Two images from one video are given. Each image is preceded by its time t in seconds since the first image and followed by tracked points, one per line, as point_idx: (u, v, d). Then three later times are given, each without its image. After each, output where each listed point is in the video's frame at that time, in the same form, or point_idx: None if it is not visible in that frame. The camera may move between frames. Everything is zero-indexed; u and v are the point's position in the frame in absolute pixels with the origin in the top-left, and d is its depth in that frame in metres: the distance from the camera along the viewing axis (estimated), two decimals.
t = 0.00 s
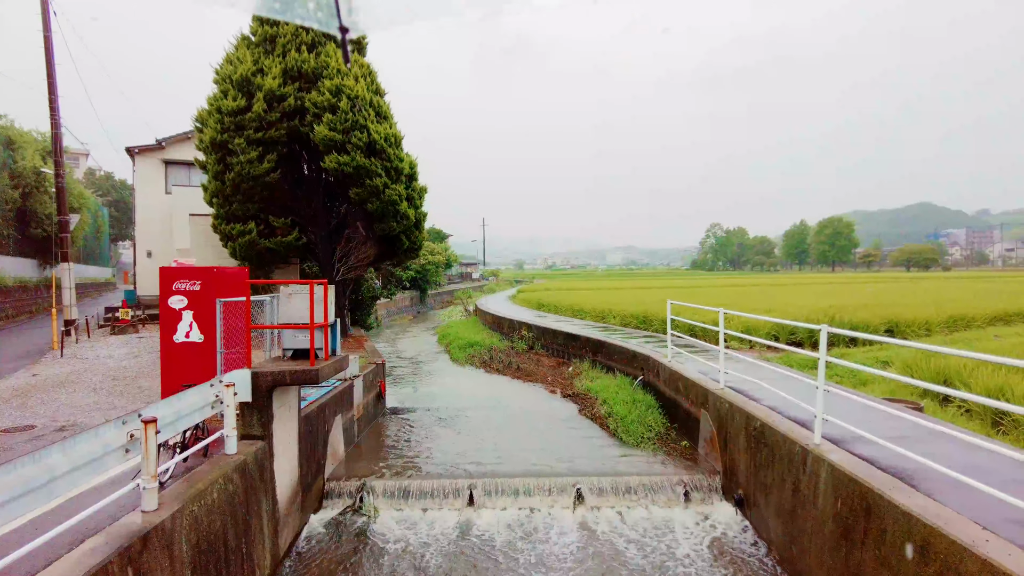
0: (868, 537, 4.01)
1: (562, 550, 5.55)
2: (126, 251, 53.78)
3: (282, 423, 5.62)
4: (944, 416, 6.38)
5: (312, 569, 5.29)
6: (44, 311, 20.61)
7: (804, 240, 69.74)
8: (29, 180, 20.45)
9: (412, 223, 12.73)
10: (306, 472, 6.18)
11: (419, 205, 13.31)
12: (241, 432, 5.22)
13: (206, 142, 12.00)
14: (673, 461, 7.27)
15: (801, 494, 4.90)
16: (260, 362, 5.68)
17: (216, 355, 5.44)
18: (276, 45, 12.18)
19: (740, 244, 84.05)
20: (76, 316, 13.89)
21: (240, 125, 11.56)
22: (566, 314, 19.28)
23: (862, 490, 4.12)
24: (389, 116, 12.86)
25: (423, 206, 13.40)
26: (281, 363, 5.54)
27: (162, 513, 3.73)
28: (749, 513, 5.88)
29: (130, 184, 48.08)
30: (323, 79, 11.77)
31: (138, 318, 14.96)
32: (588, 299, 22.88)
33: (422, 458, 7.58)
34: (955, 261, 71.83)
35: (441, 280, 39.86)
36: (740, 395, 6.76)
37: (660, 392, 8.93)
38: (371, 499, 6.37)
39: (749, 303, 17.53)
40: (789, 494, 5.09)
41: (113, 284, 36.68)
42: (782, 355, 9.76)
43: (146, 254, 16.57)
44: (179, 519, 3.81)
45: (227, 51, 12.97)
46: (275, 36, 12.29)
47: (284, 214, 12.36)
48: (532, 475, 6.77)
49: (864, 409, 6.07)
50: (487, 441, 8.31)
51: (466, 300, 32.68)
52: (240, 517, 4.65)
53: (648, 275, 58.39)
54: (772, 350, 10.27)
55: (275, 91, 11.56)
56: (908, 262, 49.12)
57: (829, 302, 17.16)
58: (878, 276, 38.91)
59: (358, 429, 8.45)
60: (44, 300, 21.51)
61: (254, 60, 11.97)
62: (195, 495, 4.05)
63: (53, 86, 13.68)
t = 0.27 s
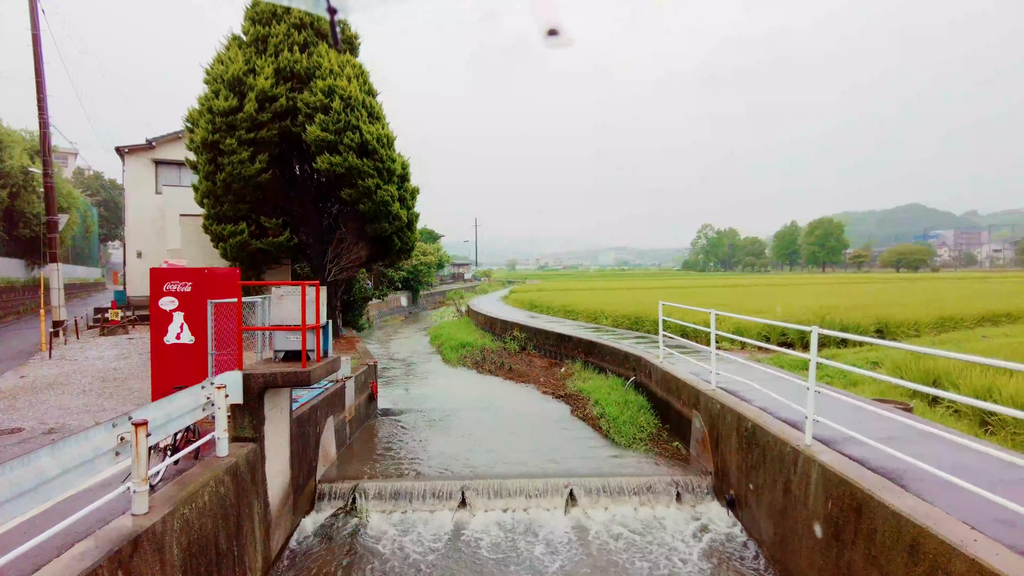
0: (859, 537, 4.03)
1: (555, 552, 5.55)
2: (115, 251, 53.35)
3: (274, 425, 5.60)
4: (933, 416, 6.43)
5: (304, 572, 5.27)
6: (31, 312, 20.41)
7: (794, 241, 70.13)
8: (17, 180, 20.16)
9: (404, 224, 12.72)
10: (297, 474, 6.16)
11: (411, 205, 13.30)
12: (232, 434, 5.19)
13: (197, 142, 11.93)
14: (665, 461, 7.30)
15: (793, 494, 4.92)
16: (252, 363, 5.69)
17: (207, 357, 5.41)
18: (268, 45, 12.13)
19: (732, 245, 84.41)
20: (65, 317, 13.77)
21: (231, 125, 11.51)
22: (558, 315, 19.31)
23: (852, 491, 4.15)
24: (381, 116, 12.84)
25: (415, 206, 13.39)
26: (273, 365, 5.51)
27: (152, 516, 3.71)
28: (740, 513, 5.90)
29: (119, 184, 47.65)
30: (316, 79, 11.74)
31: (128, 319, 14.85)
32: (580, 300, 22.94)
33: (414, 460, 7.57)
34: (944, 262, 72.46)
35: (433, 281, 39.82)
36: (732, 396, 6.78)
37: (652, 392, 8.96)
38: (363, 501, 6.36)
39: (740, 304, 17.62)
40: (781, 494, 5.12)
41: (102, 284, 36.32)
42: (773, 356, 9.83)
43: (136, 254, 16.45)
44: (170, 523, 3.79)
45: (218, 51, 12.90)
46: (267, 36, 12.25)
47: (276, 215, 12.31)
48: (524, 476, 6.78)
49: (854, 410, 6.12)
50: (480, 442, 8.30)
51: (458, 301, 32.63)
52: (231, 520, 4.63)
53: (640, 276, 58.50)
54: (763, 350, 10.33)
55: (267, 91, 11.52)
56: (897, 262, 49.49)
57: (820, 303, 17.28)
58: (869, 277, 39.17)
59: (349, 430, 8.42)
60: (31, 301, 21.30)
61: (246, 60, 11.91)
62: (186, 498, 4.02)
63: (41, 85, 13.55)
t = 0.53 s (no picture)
0: (853, 536, 4.06)
1: (550, 551, 5.56)
2: (106, 251, 53.00)
3: (268, 426, 5.58)
4: (926, 415, 6.48)
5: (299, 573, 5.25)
6: (22, 312, 20.27)
7: (787, 241, 70.43)
8: (8, 179, 19.92)
9: (398, 224, 12.70)
10: (292, 475, 6.14)
11: (405, 205, 13.28)
12: (226, 435, 5.17)
13: (190, 141, 11.88)
14: (659, 461, 7.32)
15: (787, 493, 4.94)
16: (245, 363, 5.67)
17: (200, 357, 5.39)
18: (262, 44, 12.09)
19: (724, 245, 84.71)
20: (56, 317, 13.69)
21: (225, 124, 11.46)
22: (552, 315, 19.33)
23: (846, 490, 4.17)
24: (375, 116, 12.82)
25: (409, 206, 13.37)
26: (267, 365, 5.49)
27: (146, 517, 3.69)
28: (734, 513, 5.93)
29: (110, 183, 47.31)
30: (310, 78, 11.70)
31: (120, 319, 14.77)
32: (574, 300, 22.96)
33: (409, 460, 7.56)
34: (935, 263, 72.94)
35: (426, 281, 39.77)
36: (726, 395, 6.80)
37: (646, 392, 8.98)
38: (358, 502, 6.35)
39: (734, 304, 17.68)
40: (775, 493, 5.14)
41: (93, 284, 36.05)
42: (766, 356, 9.87)
43: (127, 254, 16.38)
44: (164, 524, 3.77)
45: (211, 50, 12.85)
46: (261, 35, 12.20)
47: (269, 215, 12.26)
48: (519, 476, 6.79)
49: (847, 409, 6.16)
50: (474, 442, 8.30)
51: (451, 301, 32.59)
52: (226, 521, 4.61)
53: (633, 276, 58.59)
54: (756, 350, 10.38)
55: (261, 90, 11.47)
56: (889, 263, 49.78)
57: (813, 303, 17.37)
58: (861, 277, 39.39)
59: (344, 431, 8.40)
60: (21, 301, 21.15)
61: (239, 59, 11.86)
62: (181, 499, 4.01)
63: (32, 83, 13.45)
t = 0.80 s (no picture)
0: (856, 535, 4.06)
1: (552, 552, 5.55)
2: (103, 250, 52.87)
3: (269, 426, 5.56)
4: (927, 415, 6.49)
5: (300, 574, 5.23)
6: (19, 312, 20.22)
7: (784, 241, 70.60)
8: (4, 179, 19.90)
9: (397, 223, 12.69)
10: (292, 475, 6.12)
11: (404, 205, 13.26)
12: (227, 435, 5.16)
13: (189, 141, 11.85)
14: (661, 461, 7.32)
15: (789, 493, 4.95)
16: (245, 362, 5.66)
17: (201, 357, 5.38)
18: (262, 43, 12.06)
19: (721, 245, 84.84)
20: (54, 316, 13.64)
21: (224, 123, 11.43)
22: (551, 315, 19.33)
23: (849, 489, 4.17)
24: (374, 115, 12.80)
25: (409, 206, 13.36)
26: (269, 364, 5.48)
27: (149, 518, 3.67)
28: (736, 512, 5.93)
29: (107, 182, 47.17)
30: (309, 77, 11.69)
31: (118, 318, 14.73)
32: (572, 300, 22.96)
33: (409, 460, 7.54)
34: (931, 263, 73.17)
35: (424, 280, 39.78)
36: (727, 395, 6.80)
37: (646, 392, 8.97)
38: (359, 501, 6.33)
39: (733, 304, 17.69)
40: (777, 493, 5.14)
41: (91, 283, 35.95)
42: (766, 356, 9.88)
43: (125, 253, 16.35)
44: (167, 525, 3.75)
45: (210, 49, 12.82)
46: (260, 34, 12.18)
47: (268, 214, 12.23)
48: (519, 476, 6.78)
49: (849, 409, 6.16)
50: (474, 442, 8.30)
51: (450, 301, 32.53)
52: (228, 521, 4.59)
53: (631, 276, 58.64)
54: (756, 350, 10.39)
55: (260, 89, 11.45)
56: (886, 263, 49.94)
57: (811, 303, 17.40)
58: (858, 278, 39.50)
59: (343, 431, 8.39)
60: (19, 301, 21.09)
61: (238, 58, 11.83)
62: (183, 499, 3.99)
63: (30, 82, 13.41)
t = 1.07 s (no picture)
0: (862, 536, 4.05)
1: (556, 552, 5.55)
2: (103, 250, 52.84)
3: (273, 426, 5.56)
4: (930, 415, 6.50)
5: (304, 574, 5.23)
6: (19, 311, 20.21)
7: (784, 242, 70.64)
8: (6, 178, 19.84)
9: (399, 223, 12.69)
10: (296, 475, 6.12)
11: (406, 205, 13.27)
12: (232, 435, 5.15)
13: (191, 140, 11.84)
14: (664, 461, 7.31)
15: (793, 494, 4.96)
16: (249, 363, 5.66)
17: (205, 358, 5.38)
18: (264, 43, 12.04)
19: (721, 246, 84.86)
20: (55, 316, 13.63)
21: (226, 122, 11.42)
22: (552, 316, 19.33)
23: (855, 490, 4.17)
24: (376, 115, 12.79)
25: (411, 206, 13.36)
26: (273, 364, 5.48)
27: (154, 518, 3.66)
28: (740, 513, 5.93)
29: (108, 182, 47.13)
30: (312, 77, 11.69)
31: (119, 318, 14.72)
32: (573, 300, 22.96)
33: (412, 460, 7.54)
34: (931, 263, 73.17)
35: (425, 280, 39.75)
36: (731, 396, 6.80)
37: (649, 393, 8.97)
38: (362, 502, 6.33)
39: (735, 305, 17.70)
40: (781, 494, 5.15)
41: (91, 283, 35.91)
42: (768, 356, 9.89)
43: (126, 253, 16.35)
44: (172, 525, 3.74)
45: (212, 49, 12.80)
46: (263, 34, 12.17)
47: (270, 214, 12.23)
48: (523, 476, 6.78)
49: (852, 410, 6.16)
50: (477, 443, 8.30)
51: (450, 301, 32.53)
52: (232, 521, 4.59)
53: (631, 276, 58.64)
54: (758, 351, 10.40)
55: (263, 89, 11.44)
56: (886, 264, 49.93)
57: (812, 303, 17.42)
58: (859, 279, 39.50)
59: (346, 431, 8.38)
60: (19, 300, 21.06)
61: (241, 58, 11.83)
62: (188, 500, 3.99)
63: (31, 81, 13.39)
